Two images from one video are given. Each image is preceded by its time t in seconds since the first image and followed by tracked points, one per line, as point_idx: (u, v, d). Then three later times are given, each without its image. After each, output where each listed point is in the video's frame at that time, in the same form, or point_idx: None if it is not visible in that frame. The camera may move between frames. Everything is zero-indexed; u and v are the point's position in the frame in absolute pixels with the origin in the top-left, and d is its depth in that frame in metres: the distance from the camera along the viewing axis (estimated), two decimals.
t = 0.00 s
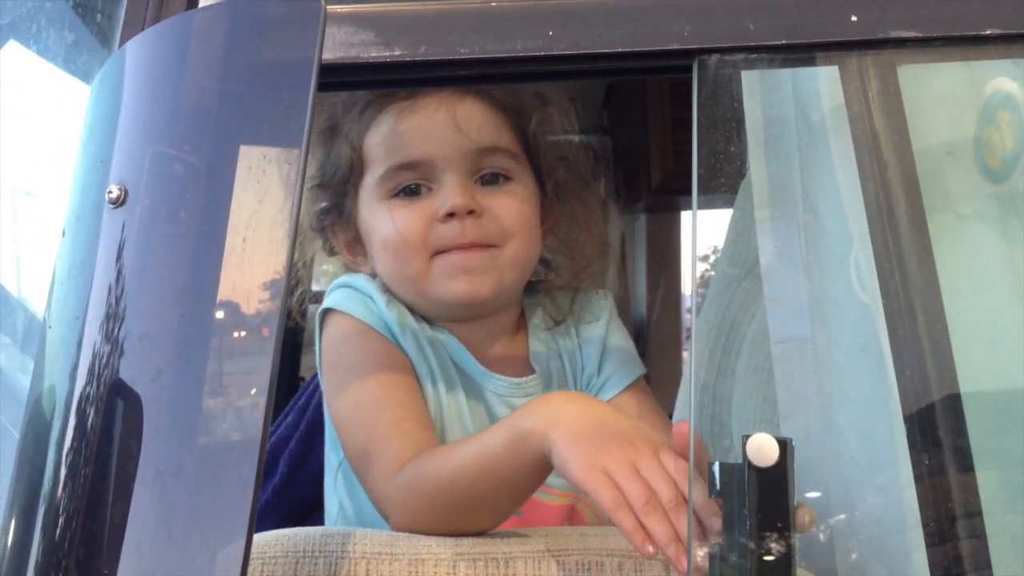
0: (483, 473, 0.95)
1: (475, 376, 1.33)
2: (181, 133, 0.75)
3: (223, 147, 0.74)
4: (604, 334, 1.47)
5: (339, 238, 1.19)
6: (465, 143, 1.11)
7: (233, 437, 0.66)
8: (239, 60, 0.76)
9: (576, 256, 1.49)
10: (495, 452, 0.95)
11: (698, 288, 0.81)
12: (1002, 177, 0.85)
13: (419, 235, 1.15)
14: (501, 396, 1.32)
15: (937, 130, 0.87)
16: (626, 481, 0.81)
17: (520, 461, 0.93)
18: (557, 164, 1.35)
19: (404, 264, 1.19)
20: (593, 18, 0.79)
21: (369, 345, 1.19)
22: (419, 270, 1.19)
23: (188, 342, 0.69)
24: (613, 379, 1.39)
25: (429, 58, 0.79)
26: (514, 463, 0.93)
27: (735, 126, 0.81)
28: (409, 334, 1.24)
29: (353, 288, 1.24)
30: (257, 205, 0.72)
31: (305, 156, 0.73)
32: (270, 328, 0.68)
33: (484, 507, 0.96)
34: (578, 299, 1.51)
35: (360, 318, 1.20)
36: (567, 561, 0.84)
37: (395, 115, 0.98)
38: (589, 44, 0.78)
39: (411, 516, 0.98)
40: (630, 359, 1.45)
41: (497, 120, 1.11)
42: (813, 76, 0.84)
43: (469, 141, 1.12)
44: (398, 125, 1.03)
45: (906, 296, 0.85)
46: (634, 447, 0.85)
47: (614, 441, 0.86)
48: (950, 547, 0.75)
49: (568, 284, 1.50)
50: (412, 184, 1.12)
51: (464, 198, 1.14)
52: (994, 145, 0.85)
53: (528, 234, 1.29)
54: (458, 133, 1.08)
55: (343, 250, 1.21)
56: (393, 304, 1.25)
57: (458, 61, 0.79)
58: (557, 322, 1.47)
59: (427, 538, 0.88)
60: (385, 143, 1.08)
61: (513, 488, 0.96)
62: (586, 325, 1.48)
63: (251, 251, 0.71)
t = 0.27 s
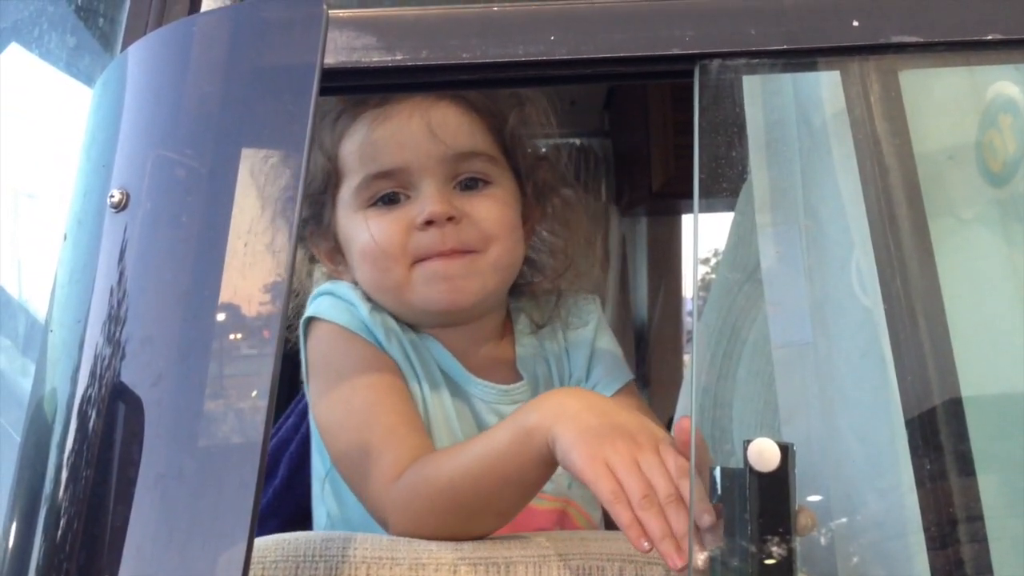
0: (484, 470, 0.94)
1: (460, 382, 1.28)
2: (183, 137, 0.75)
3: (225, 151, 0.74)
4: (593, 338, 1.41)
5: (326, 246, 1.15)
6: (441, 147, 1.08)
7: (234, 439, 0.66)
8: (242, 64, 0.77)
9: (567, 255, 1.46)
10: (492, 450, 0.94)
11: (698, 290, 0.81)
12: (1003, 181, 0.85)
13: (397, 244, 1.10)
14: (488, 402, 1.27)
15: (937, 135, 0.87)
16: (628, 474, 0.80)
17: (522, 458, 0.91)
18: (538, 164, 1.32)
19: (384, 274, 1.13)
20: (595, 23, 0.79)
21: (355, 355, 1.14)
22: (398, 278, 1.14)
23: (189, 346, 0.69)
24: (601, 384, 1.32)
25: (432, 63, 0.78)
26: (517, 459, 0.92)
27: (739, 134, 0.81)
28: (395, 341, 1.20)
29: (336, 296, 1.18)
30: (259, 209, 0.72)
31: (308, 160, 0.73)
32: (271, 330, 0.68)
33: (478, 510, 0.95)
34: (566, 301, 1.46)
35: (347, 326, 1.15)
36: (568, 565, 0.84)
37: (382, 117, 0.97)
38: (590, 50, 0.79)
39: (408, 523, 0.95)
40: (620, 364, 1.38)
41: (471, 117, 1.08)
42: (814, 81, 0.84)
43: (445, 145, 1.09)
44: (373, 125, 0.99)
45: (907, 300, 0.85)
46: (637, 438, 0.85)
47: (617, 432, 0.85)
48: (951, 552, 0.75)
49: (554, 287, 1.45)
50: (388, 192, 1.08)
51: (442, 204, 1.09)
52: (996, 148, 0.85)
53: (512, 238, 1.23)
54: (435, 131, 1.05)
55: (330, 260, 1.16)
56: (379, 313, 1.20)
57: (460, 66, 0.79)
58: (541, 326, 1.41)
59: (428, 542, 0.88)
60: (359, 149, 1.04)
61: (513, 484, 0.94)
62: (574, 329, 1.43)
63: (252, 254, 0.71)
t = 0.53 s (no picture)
0: (467, 475, 0.95)
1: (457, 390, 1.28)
2: (185, 142, 0.75)
3: (227, 157, 0.74)
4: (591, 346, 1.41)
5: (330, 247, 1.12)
6: (440, 157, 1.08)
7: (235, 443, 0.66)
8: (244, 70, 0.77)
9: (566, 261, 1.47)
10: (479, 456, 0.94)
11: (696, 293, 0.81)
12: (1003, 185, 0.85)
13: (394, 253, 1.10)
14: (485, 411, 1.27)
15: (939, 139, 0.88)
16: (589, 474, 0.78)
17: (502, 462, 0.91)
18: (539, 171, 1.33)
19: (381, 281, 1.14)
20: (597, 29, 0.79)
21: (349, 359, 1.14)
22: (394, 286, 1.14)
23: (192, 351, 0.69)
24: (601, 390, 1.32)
25: (433, 68, 0.79)
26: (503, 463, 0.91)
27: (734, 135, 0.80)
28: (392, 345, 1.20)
29: (332, 300, 1.19)
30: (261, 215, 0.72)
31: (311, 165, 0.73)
32: (273, 334, 0.68)
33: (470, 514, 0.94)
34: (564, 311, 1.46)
35: (344, 331, 1.16)
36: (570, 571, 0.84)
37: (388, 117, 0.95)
38: (592, 54, 0.79)
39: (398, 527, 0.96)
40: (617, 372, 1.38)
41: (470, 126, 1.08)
42: (814, 86, 0.84)
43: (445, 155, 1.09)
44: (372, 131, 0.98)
45: (908, 303, 0.85)
46: (604, 443, 0.82)
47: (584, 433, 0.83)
48: (953, 556, 0.75)
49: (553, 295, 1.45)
50: (386, 201, 1.08)
51: (439, 214, 1.09)
52: (996, 153, 0.86)
53: (510, 247, 1.23)
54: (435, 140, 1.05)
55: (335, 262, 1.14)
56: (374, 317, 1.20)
57: (462, 72, 0.79)
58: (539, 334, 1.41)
59: (429, 546, 0.88)
60: (358, 155, 1.04)
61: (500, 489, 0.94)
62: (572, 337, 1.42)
63: (254, 260, 0.71)
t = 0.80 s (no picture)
0: (465, 477, 0.95)
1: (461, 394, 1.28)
2: (186, 142, 0.75)
3: (227, 156, 0.74)
4: (598, 350, 1.41)
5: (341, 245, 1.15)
6: (452, 165, 1.07)
7: (236, 444, 0.66)
8: (245, 69, 0.76)
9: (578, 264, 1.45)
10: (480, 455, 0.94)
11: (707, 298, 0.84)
12: (1006, 186, 0.86)
13: (402, 260, 1.10)
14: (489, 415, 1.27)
15: (940, 139, 0.87)
16: (585, 476, 0.82)
17: (501, 461, 0.92)
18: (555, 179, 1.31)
19: (388, 287, 1.13)
20: (600, 29, 0.80)
21: (353, 359, 1.14)
22: (401, 293, 1.14)
23: (192, 351, 0.69)
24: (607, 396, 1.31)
25: (435, 67, 0.79)
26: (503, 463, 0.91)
27: (731, 139, 0.81)
28: (397, 346, 1.20)
29: (338, 299, 1.19)
30: (262, 215, 0.72)
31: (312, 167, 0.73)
32: (274, 336, 0.68)
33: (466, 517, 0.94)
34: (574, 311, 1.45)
35: (350, 331, 1.16)
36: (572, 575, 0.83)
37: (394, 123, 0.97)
38: (596, 54, 0.79)
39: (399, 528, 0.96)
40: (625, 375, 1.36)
41: (483, 133, 1.07)
42: (818, 87, 0.84)
43: (455, 163, 1.08)
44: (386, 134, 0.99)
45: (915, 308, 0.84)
46: (598, 443, 0.86)
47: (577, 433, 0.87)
48: (958, 559, 0.74)
49: (565, 299, 1.43)
50: (396, 206, 1.08)
51: (447, 225, 1.07)
52: (998, 154, 0.86)
53: (520, 258, 1.21)
54: (444, 147, 1.04)
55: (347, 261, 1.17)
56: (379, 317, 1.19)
57: (464, 71, 0.79)
58: (547, 339, 1.40)
59: (430, 548, 0.87)
60: (370, 157, 1.05)
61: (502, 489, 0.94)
62: (580, 340, 1.42)
63: (255, 260, 0.71)
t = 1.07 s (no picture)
0: (457, 473, 0.93)
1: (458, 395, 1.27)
2: (189, 145, 0.75)
3: (230, 159, 0.74)
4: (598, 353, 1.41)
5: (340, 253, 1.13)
6: (451, 168, 1.08)
7: (237, 446, 0.66)
8: (247, 72, 0.76)
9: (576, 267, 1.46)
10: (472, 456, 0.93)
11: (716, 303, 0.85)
12: (1013, 188, 0.86)
13: (402, 263, 1.10)
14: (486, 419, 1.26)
15: (943, 142, 0.87)
16: (574, 478, 0.72)
17: (491, 460, 0.88)
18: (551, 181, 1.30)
19: (387, 290, 1.14)
20: (602, 31, 0.80)
21: (351, 363, 1.14)
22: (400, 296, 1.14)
23: (194, 353, 0.69)
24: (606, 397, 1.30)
25: (437, 69, 0.79)
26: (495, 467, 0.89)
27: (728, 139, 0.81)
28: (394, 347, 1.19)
29: (337, 302, 1.18)
30: (265, 217, 0.72)
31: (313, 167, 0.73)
32: (275, 337, 0.68)
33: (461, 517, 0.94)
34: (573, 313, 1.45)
35: (348, 334, 1.15)
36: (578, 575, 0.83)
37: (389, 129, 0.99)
38: (599, 56, 0.79)
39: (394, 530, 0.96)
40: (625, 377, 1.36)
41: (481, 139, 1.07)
42: (823, 88, 0.84)
43: (455, 164, 1.08)
44: (384, 134, 0.99)
45: (918, 311, 0.85)
46: (594, 439, 0.76)
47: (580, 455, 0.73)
48: (960, 562, 0.74)
49: (565, 300, 1.44)
50: (395, 211, 1.08)
51: (445, 228, 1.07)
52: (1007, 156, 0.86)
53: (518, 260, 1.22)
54: (443, 153, 1.04)
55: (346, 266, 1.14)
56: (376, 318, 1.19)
57: (467, 73, 0.79)
58: (546, 341, 1.40)
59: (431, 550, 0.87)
60: (367, 160, 1.04)
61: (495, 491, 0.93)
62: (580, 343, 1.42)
63: (257, 262, 0.71)
